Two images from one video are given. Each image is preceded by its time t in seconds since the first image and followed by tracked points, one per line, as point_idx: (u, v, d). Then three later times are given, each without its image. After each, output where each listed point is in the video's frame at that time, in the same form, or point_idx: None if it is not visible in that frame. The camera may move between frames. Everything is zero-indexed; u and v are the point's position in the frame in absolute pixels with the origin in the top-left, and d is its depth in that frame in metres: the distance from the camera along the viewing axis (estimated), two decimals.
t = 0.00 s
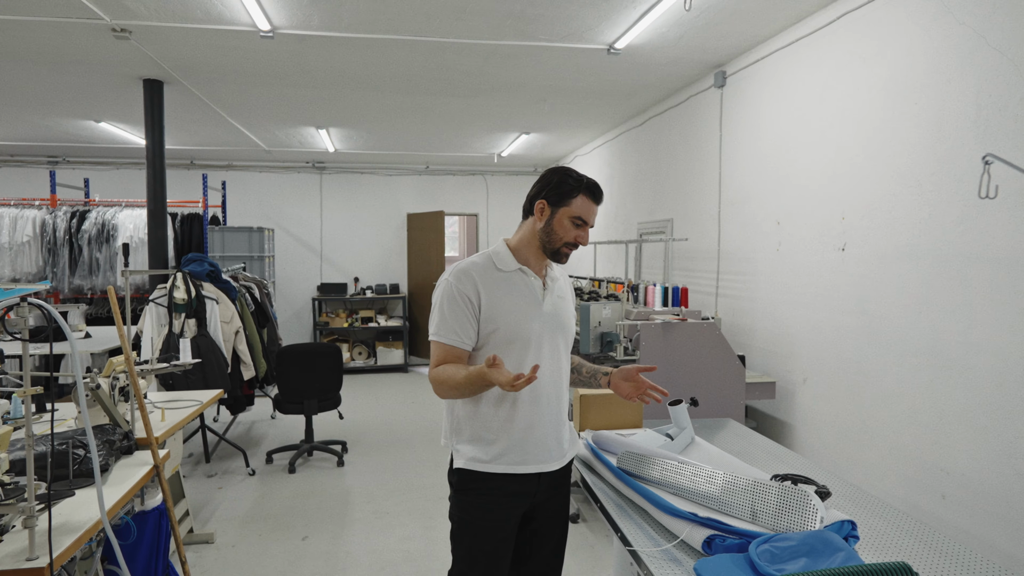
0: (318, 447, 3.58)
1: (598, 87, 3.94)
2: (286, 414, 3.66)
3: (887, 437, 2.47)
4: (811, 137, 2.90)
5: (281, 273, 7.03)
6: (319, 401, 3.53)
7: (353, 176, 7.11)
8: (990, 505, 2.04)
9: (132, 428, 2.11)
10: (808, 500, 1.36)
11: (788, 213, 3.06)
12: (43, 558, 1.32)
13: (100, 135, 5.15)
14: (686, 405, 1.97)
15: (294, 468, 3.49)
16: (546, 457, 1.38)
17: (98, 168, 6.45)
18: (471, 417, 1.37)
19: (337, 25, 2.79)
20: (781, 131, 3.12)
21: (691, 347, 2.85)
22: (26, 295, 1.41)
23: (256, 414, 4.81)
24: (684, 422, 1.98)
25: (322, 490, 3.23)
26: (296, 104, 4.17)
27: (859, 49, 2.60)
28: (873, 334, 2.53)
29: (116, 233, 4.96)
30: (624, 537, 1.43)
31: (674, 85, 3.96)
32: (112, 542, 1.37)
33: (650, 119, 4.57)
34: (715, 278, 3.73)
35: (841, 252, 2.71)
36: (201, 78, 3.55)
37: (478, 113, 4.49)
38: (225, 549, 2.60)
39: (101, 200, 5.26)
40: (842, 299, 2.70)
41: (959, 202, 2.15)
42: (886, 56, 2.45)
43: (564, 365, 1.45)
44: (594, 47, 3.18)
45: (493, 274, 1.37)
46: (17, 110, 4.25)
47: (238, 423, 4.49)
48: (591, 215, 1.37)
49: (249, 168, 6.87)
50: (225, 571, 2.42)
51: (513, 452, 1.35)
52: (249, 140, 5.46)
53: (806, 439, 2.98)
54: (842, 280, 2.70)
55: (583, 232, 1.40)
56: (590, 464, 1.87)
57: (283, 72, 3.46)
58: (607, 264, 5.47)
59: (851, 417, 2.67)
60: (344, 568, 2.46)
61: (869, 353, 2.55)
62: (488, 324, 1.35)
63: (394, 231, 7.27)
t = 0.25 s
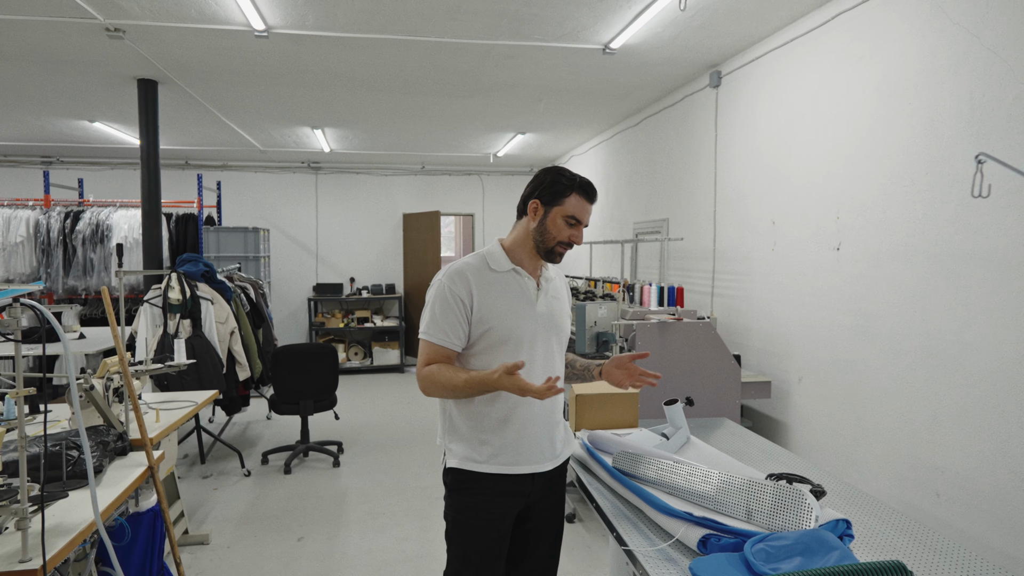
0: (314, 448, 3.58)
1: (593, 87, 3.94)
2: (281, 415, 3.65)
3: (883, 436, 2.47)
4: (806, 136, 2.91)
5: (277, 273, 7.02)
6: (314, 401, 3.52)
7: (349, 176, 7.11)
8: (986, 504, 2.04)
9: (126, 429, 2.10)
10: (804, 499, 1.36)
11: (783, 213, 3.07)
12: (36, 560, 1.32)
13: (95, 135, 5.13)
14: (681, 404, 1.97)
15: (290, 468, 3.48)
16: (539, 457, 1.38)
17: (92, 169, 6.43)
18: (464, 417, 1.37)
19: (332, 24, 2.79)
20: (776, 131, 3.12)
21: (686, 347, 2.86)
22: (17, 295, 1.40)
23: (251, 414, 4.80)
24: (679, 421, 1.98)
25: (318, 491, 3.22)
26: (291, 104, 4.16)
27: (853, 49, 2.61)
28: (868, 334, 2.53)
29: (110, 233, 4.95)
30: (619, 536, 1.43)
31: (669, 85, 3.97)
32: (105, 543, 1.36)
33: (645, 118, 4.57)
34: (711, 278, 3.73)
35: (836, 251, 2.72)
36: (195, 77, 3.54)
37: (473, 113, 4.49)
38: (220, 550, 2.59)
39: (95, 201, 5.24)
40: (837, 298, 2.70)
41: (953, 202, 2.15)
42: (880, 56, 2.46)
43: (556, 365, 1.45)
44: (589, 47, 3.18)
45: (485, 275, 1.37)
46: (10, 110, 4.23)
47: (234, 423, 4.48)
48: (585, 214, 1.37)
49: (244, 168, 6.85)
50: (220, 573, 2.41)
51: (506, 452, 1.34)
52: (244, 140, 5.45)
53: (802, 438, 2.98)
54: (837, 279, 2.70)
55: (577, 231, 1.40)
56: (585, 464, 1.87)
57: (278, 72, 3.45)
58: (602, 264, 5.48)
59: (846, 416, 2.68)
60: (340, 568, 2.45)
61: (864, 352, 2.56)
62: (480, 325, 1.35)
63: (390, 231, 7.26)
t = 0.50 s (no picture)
0: (311, 446, 3.57)
1: (591, 85, 3.93)
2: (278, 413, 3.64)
3: (880, 434, 2.48)
4: (804, 135, 2.91)
5: (273, 271, 7.00)
6: (311, 399, 3.51)
7: (346, 174, 7.09)
8: (982, 502, 2.05)
9: (122, 428, 2.09)
10: (802, 498, 1.36)
11: (781, 211, 3.07)
12: (33, 559, 1.31)
13: (90, 132, 5.10)
14: (679, 403, 1.97)
15: (287, 467, 3.47)
16: (531, 456, 1.37)
17: (87, 166, 6.40)
18: (457, 414, 1.37)
19: (328, 21, 2.77)
20: (774, 129, 3.12)
21: (684, 345, 2.86)
22: (12, 293, 1.39)
23: (248, 412, 4.79)
24: (677, 420, 1.98)
25: (315, 490, 3.22)
26: (288, 101, 4.14)
27: (851, 48, 2.60)
28: (865, 332, 2.54)
29: (106, 231, 4.93)
30: (618, 535, 1.43)
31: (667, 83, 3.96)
32: (102, 542, 1.36)
33: (643, 116, 4.57)
34: (708, 276, 3.74)
35: (833, 250, 2.72)
36: (191, 74, 3.52)
37: (471, 110, 4.48)
38: (217, 548, 2.59)
39: (90, 198, 5.22)
40: (835, 296, 2.71)
41: (951, 201, 2.15)
42: (878, 55, 2.46)
43: (551, 365, 1.45)
44: (587, 45, 3.18)
45: (481, 273, 1.37)
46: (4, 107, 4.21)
47: (230, 422, 4.47)
48: (585, 219, 1.38)
49: (240, 165, 6.83)
50: (217, 571, 2.41)
51: (498, 450, 1.34)
52: (240, 137, 5.42)
53: (799, 436, 2.99)
54: (834, 278, 2.71)
55: (577, 234, 1.40)
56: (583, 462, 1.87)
57: (275, 69, 3.43)
58: (600, 262, 5.48)
59: (843, 414, 2.69)
60: (337, 567, 2.45)
61: (861, 350, 2.56)
62: (475, 323, 1.35)
63: (387, 229, 7.25)
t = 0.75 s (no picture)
0: (308, 446, 3.57)
1: (589, 85, 3.94)
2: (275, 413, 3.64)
3: (877, 434, 2.48)
4: (802, 135, 2.91)
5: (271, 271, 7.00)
6: (309, 399, 3.51)
7: (344, 174, 7.08)
8: (979, 502, 2.05)
9: (119, 428, 2.09)
10: (800, 498, 1.36)
11: (779, 211, 3.07)
12: (29, 559, 1.31)
13: (87, 131, 5.10)
14: (677, 403, 1.96)
15: (284, 466, 3.47)
16: (521, 456, 1.37)
17: (84, 165, 6.38)
18: (449, 413, 1.37)
19: (327, 20, 2.77)
20: (772, 129, 3.12)
21: (681, 345, 2.86)
22: (7, 292, 1.39)
23: (245, 412, 4.78)
24: (676, 420, 1.98)
25: (313, 490, 3.21)
26: (286, 100, 4.14)
27: (849, 48, 2.61)
28: (863, 332, 2.54)
29: (103, 230, 4.92)
30: (617, 535, 1.43)
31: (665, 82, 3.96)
32: (99, 541, 1.36)
33: (641, 116, 4.57)
34: (706, 276, 3.74)
35: (831, 250, 2.73)
36: (188, 73, 3.52)
37: (468, 110, 4.48)
38: (214, 548, 2.58)
39: (88, 198, 5.21)
40: (832, 296, 2.71)
41: (949, 200, 2.15)
42: (876, 55, 2.46)
43: (545, 366, 1.45)
44: (585, 44, 3.18)
45: (478, 274, 1.36)
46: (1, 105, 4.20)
47: (228, 421, 4.47)
48: (590, 226, 1.37)
49: (238, 164, 6.82)
50: (214, 571, 2.40)
51: (489, 449, 1.35)
52: (239, 136, 5.42)
53: (796, 436, 3.00)
54: (832, 278, 2.71)
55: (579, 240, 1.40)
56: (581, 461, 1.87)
57: (272, 68, 3.43)
58: (598, 262, 5.48)
59: (840, 414, 2.69)
60: (335, 567, 2.45)
61: (859, 350, 2.56)
62: (470, 323, 1.35)
63: (386, 229, 7.25)
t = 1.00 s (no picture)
0: (305, 445, 3.56)
1: (586, 85, 3.94)
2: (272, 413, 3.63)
3: (874, 434, 2.49)
4: (799, 136, 2.92)
5: (268, 270, 6.99)
6: (305, 399, 3.50)
7: (341, 173, 7.07)
8: (976, 503, 2.06)
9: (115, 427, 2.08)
10: (797, 498, 1.36)
11: (776, 212, 3.08)
12: (23, 560, 1.30)
13: (83, 130, 5.08)
14: (674, 403, 1.96)
15: (280, 466, 3.46)
16: (511, 455, 1.37)
17: (80, 163, 6.36)
18: (438, 413, 1.36)
19: (324, 19, 2.77)
20: (770, 130, 3.12)
21: (678, 345, 2.86)
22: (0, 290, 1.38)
23: (242, 412, 4.77)
24: (672, 420, 1.98)
25: (309, 490, 3.20)
26: (283, 99, 4.13)
27: (846, 50, 2.61)
28: (859, 332, 2.55)
29: (99, 229, 4.90)
30: (613, 535, 1.42)
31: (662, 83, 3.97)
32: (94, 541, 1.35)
33: (638, 116, 4.57)
34: (703, 277, 3.74)
35: (828, 251, 2.73)
36: (185, 72, 3.51)
37: (466, 109, 4.48)
38: (210, 548, 2.57)
39: (83, 197, 5.19)
40: (829, 297, 2.71)
41: (945, 201, 2.16)
42: (874, 56, 2.46)
43: (533, 366, 1.45)
44: (582, 44, 3.18)
45: (467, 274, 1.36)
46: None
47: (224, 421, 4.46)
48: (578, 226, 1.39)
49: (234, 163, 6.80)
50: (210, 571, 2.39)
51: (478, 450, 1.35)
52: (236, 135, 5.41)
53: (792, 436, 3.00)
54: (828, 278, 2.72)
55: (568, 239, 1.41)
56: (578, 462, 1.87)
57: (269, 67, 3.42)
58: (595, 262, 5.49)
59: (836, 414, 2.70)
60: (331, 567, 2.44)
61: (855, 351, 2.57)
62: (460, 323, 1.34)
63: (383, 228, 7.24)
